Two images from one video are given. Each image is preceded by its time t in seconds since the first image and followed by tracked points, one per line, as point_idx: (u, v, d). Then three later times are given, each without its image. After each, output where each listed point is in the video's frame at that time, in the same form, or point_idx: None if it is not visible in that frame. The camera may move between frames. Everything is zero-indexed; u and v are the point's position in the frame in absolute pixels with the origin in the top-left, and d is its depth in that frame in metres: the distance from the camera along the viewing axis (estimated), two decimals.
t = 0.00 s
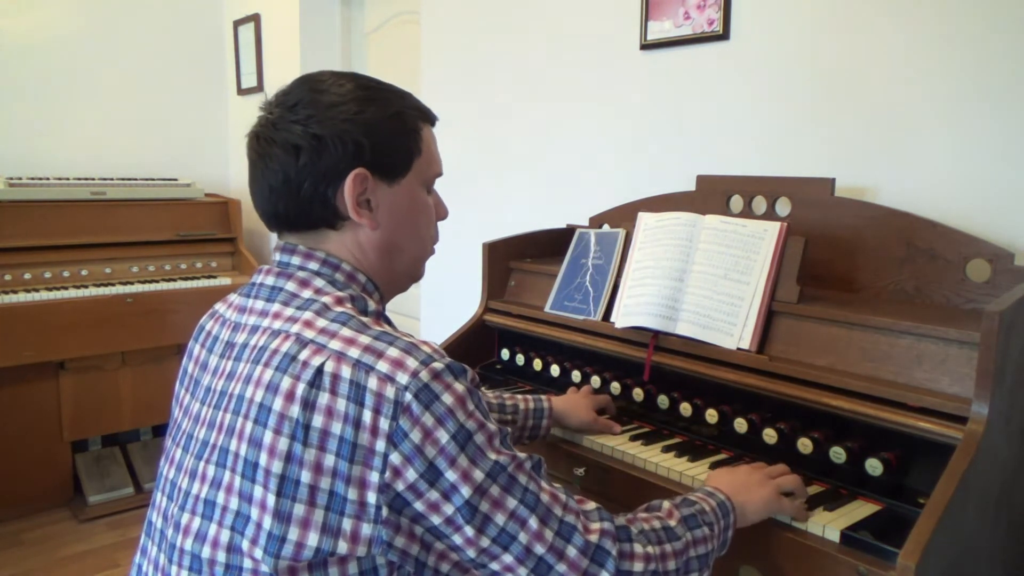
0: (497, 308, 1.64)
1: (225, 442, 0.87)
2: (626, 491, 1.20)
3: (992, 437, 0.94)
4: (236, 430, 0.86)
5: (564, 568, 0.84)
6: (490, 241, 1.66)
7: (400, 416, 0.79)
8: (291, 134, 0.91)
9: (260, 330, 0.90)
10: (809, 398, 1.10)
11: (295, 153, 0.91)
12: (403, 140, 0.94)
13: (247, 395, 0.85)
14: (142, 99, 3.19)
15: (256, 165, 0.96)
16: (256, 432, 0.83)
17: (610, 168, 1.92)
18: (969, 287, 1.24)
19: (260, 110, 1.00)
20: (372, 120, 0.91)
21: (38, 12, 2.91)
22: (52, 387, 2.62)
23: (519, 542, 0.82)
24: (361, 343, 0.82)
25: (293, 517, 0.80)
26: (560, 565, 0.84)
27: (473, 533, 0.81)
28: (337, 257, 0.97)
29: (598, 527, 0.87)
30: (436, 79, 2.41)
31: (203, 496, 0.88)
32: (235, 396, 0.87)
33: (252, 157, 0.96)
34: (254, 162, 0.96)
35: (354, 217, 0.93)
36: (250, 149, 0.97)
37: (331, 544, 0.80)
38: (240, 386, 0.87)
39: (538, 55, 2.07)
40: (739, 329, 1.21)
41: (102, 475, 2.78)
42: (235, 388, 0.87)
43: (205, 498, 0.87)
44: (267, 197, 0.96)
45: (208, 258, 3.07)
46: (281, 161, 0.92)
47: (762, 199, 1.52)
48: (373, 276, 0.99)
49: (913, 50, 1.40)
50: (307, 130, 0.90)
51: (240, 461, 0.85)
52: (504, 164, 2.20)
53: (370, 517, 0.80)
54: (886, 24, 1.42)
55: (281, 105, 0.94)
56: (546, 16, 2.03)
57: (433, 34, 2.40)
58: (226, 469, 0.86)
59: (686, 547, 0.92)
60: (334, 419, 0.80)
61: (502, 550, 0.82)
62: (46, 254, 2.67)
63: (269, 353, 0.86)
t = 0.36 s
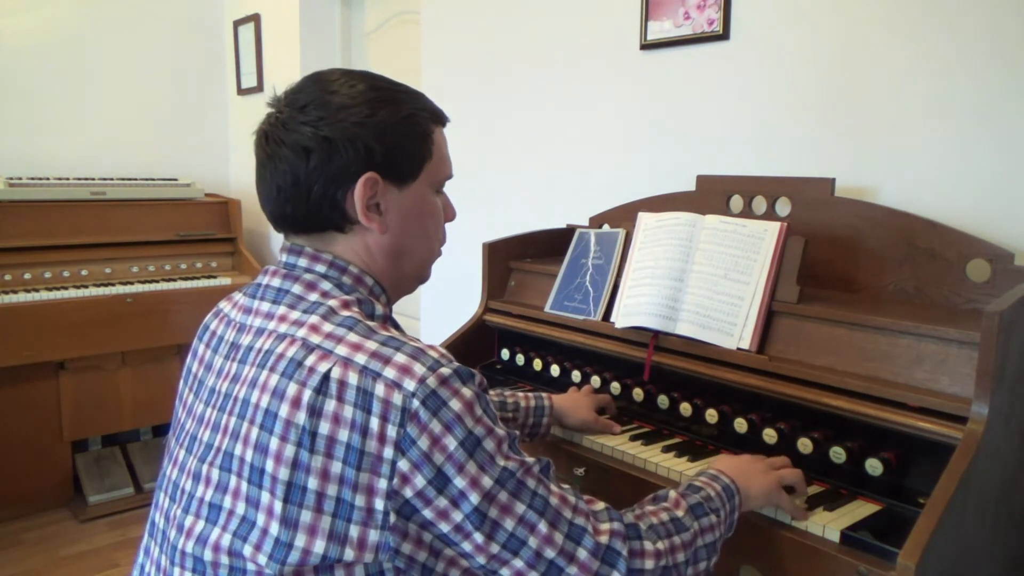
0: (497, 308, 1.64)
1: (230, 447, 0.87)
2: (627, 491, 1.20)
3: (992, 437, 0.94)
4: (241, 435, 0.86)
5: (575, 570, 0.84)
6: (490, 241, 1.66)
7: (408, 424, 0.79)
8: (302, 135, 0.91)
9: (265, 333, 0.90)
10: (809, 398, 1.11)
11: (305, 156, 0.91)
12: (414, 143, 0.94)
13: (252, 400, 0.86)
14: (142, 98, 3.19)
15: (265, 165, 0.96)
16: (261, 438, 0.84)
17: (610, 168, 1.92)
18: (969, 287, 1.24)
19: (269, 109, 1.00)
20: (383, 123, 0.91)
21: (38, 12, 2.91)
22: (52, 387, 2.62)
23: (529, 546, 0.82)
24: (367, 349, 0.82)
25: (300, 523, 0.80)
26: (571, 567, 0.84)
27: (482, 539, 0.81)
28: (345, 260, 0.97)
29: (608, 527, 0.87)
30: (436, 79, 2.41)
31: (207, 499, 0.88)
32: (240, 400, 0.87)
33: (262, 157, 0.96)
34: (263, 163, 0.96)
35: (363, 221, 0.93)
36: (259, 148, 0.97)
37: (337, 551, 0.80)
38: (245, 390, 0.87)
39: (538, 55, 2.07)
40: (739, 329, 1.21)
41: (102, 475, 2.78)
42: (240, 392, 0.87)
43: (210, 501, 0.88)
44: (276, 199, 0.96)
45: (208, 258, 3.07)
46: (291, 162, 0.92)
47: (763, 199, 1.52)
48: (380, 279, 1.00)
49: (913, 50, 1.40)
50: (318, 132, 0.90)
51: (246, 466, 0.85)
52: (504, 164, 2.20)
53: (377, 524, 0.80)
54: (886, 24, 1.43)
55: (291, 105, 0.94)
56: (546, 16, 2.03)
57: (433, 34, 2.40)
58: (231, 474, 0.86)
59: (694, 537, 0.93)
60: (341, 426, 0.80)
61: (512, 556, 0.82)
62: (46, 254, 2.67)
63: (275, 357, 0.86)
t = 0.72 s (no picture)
0: (497, 308, 1.64)
1: (222, 452, 0.87)
2: (627, 491, 1.20)
3: (992, 437, 0.94)
4: (234, 440, 0.86)
5: (576, 563, 0.84)
6: (490, 241, 1.66)
7: (402, 426, 0.79)
8: (280, 138, 0.91)
9: (255, 336, 0.90)
10: (809, 398, 1.11)
11: (284, 158, 0.91)
12: (395, 139, 0.94)
13: (243, 405, 0.85)
14: (142, 98, 3.19)
15: (245, 169, 0.95)
16: (253, 443, 0.83)
17: (610, 168, 1.92)
18: (969, 288, 1.24)
19: (245, 111, 0.99)
20: (362, 120, 0.90)
21: (37, 12, 2.91)
22: (52, 387, 2.62)
23: (529, 543, 0.82)
24: (359, 352, 0.82)
25: (297, 528, 0.81)
26: (571, 561, 0.84)
27: (481, 538, 0.81)
28: (333, 260, 0.96)
29: (608, 518, 0.88)
30: (436, 79, 2.41)
31: (201, 505, 0.88)
32: (232, 405, 0.87)
33: (241, 160, 0.96)
34: (243, 166, 0.96)
35: (348, 220, 0.94)
36: (239, 152, 0.96)
37: (334, 556, 0.80)
38: (236, 395, 0.87)
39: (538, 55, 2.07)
40: (739, 330, 1.21)
41: (102, 475, 2.77)
42: (231, 396, 0.87)
43: (203, 507, 0.88)
44: (258, 202, 0.95)
45: (208, 258, 3.07)
46: (271, 165, 0.92)
47: (762, 199, 1.52)
48: (370, 277, 1.00)
49: (912, 50, 1.40)
50: (296, 134, 0.90)
51: (239, 472, 0.85)
52: (504, 164, 2.20)
53: (374, 526, 0.80)
54: (885, 24, 1.43)
55: (268, 107, 0.93)
56: (546, 16, 2.03)
57: (433, 34, 2.40)
58: (224, 479, 0.86)
59: (694, 526, 0.93)
60: (335, 430, 0.80)
61: (512, 553, 0.82)
62: (46, 254, 2.67)
63: (266, 362, 0.86)
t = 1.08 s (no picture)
0: (497, 308, 1.64)
1: (212, 448, 0.86)
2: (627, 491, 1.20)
3: (991, 437, 0.94)
4: (223, 435, 0.86)
5: (569, 547, 0.84)
6: (491, 241, 1.66)
7: (389, 415, 0.79)
8: (260, 136, 0.91)
9: (243, 333, 0.90)
10: (809, 398, 1.11)
11: (266, 155, 0.91)
12: (374, 132, 0.94)
13: (232, 400, 0.85)
14: (142, 98, 3.19)
15: (227, 170, 0.95)
16: (242, 437, 0.83)
17: (610, 168, 1.92)
18: (969, 287, 1.24)
19: (225, 115, 0.99)
20: (340, 115, 0.91)
21: (38, 12, 2.91)
22: (53, 387, 2.63)
23: (521, 528, 0.83)
24: (345, 343, 0.82)
25: (286, 520, 0.80)
26: (564, 544, 0.84)
27: (473, 524, 0.81)
28: (319, 256, 0.97)
29: (600, 503, 0.88)
30: (437, 80, 2.41)
31: (192, 502, 0.88)
32: (221, 401, 0.87)
33: (223, 163, 0.96)
34: (225, 167, 0.96)
35: (332, 214, 0.94)
36: (220, 154, 0.96)
37: (324, 546, 0.80)
38: (225, 390, 0.87)
39: (539, 55, 2.07)
40: (739, 330, 1.21)
41: (102, 475, 2.77)
42: (220, 392, 0.87)
43: (194, 504, 0.87)
44: (242, 202, 0.95)
45: (208, 258, 3.07)
46: (253, 164, 0.92)
47: (762, 199, 1.52)
48: (357, 272, 1.00)
49: (912, 50, 1.40)
50: (276, 131, 0.90)
51: (229, 467, 0.85)
52: (505, 164, 2.20)
53: (364, 516, 0.80)
54: (885, 24, 1.43)
55: (247, 108, 0.93)
56: (546, 15, 2.03)
57: (433, 34, 2.40)
58: (214, 475, 0.86)
59: (690, 517, 0.93)
60: (322, 420, 0.80)
61: (504, 539, 0.82)
62: (46, 254, 2.68)
63: (253, 356, 0.86)
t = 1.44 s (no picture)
0: (497, 308, 1.64)
1: (216, 438, 0.86)
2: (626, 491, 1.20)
3: (992, 436, 0.94)
4: (227, 425, 0.85)
5: (575, 513, 0.84)
6: (491, 241, 1.66)
7: (393, 396, 0.80)
8: (266, 134, 0.91)
9: (245, 327, 0.90)
10: (808, 398, 1.11)
11: (271, 153, 0.91)
12: (375, 135, 0.95)
13: (235, 390, 0.85)
14: (142, 98, 3.19)
15: (232, 170, 0.95)
16: (247, 425, 0.83)
17: (610, 168, 1.93)
18: (969, 287, 1.24)
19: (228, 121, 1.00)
20: (344, 116, 0.92)
21: (37, 12, 2.91)
22: (53, 387, 2.63)
23: (528, 498, 0.82)
24: (346, 330, 0.83)
25: (296, 502, 0.80)
26: (571, 511, 0.84)
27: (481, 498, 0.81)
28: (318, 254, 0.96)
29: (601, 469, 0.88)
30: (436, 80, 2.41)
31: (196, 493, 0.86)
32: (224, 392, 0.86)
33: (227, 163, 0.96)
34: (230, 167, 0.96)
35: (334, 211, 0.94)
36: (225, 155, 0.96)
37: (334, 527, 0.80)
38: (228, 382, 0.87)
39: (539, 55, 2.07)
40: (739, 329, 1.21)
41: (102, 475, 2.77)
42: (223, 384, 0.87)
43: (198, 495, 0.86)
44: (246, 200, 0.95)
45: (208, 258, 3.07)
46: (258, 161, 0.92)
47: (763, 199, 1.52)
48: (355, 270, 1.00)
49: (912, 50, 1.40)
50: (281, 129, 0.91)
51: (234, 455, 0.84)
52: (505, 164, 2.20)
53: (372, 496, 0.80)
54: (886, 24, 1.43)
55: (251, 110, 0.94)
56: (546, 15, 2.03)
57: (433, 34, 2.39)
58: (218, 464, 0.85)
59: (691, 482, 0.94)
60: (327, 405, 0.80)
61: (513, 511, 0.82)
62: (45, 254, 2.67)
63: (256, 346, 0.86)
